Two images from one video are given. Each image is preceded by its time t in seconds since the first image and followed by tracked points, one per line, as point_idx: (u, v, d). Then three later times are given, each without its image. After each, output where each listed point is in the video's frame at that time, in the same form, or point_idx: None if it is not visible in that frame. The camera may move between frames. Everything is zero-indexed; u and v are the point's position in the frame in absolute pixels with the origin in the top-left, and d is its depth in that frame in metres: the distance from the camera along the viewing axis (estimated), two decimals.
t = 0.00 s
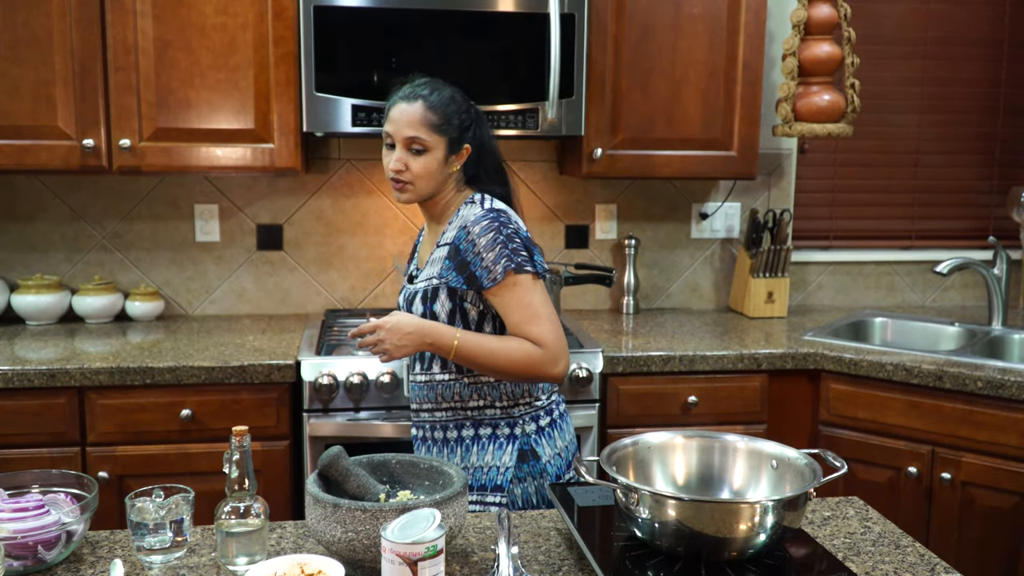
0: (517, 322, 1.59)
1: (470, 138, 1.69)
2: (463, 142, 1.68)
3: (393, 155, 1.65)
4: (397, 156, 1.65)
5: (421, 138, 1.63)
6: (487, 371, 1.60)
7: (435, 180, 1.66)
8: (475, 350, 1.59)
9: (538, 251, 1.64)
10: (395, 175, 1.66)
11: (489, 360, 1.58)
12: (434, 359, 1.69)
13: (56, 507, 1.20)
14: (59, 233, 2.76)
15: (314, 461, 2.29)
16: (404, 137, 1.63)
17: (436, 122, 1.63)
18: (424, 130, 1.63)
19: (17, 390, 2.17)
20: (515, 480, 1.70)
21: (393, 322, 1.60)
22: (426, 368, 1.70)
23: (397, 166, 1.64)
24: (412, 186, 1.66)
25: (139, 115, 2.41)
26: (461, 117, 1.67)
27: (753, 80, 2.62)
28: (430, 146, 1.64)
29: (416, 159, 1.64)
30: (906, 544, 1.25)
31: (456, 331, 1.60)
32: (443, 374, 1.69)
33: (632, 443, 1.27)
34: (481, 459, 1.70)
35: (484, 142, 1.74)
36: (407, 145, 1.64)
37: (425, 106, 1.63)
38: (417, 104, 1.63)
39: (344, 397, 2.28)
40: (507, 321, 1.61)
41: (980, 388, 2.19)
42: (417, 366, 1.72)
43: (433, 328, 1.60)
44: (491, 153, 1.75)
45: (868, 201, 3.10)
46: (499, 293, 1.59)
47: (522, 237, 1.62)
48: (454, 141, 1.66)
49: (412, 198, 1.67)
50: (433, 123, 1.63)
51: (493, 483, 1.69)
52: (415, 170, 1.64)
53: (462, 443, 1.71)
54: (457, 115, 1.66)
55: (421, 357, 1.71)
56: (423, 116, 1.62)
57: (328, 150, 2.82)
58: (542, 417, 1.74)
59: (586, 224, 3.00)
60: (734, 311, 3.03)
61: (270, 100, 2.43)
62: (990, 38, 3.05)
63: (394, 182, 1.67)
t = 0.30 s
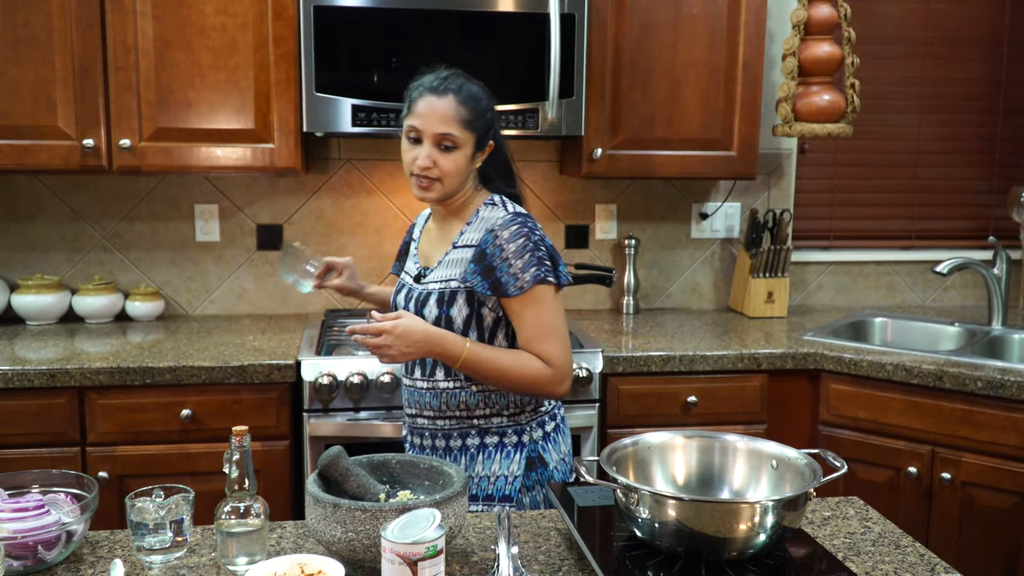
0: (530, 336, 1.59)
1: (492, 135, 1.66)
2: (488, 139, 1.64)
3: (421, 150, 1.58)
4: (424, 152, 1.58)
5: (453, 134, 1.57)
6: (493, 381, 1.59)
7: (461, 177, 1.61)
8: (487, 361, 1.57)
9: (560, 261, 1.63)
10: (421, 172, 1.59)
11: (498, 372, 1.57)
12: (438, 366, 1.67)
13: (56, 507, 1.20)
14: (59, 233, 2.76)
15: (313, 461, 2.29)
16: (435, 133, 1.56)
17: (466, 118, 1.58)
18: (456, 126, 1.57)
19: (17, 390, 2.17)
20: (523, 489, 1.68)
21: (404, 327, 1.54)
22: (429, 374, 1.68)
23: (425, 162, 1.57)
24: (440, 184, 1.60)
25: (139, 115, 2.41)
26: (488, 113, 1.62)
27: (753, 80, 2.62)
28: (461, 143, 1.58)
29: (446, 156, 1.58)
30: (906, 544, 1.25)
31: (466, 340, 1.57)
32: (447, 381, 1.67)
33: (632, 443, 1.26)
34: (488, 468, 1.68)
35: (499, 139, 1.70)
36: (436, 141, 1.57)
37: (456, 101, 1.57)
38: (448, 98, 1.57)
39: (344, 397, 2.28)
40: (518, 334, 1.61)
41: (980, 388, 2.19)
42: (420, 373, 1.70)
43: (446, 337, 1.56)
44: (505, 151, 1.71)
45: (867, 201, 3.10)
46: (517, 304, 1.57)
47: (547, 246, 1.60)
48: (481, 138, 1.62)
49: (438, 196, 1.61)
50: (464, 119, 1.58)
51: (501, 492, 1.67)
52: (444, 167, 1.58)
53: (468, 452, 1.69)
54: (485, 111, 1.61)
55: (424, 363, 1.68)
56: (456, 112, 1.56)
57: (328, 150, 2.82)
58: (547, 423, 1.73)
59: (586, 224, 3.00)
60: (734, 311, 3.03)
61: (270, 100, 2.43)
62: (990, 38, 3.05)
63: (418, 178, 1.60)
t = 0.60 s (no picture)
0: (569, 347, 1.48)
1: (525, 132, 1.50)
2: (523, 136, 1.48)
3: (461, 147, 1.39)
4: (464, 148, 1.39)
5: (499, 130, 1.40)
6: (528, 395, 1.45)
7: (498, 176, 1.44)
8: (531, 375, 1.43)
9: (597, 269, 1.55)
10: (458, 170, 1.40)
11: (536, 385, 1.44)
12: (452, 383, 1.51)
13: (56, 507, 1.20)
14: (59, 233, 2.76)
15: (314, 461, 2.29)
16: (480, 128, 1.39)
17: (512, 115, 1.41)
18: (502, 122, 1.40)
19: (17, 390, 2.17)
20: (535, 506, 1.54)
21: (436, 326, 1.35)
22: (442, 394, 1.52)
23: (467, 159, 1.39)
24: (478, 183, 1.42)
25: (139, 115, 2.41)
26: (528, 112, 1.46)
27: (753, 80, 2.62)
28: (504, 141, 1.41)
29: (488, 154, 1.41)
30: (906, 544, 1.25)
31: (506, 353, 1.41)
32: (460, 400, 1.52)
33: (632, 443, 1.27)
34: (498, 486, 1.53)
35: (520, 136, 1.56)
36: (479, 137, 1.39)
37: (502, 95, 1.40)
38: (494, 90, 1.40)
39: (344, 397, 2.28)
40: (556, 344, 1.49)
41: (980, 388, 2.19)
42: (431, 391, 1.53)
43: (487, 352, 1.39)
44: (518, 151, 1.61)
45: (867, 201, 3.10)
46: (564, 309, 1.47)
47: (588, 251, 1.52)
48: (519, 136, 1.46)
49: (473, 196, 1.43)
50: (511, 115, 1.41)
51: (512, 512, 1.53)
52: (485, 166, 1.41)
53: (478, 470, 1.53)
54: (526, 109, 1.45)
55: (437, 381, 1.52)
56: (504, 107, 1.40)
57: (328, 150, 2.82)
58: (558, 432, 1.58)
59: (586, 224, 3.00)
60: (734, 311, 3.03)
61: (270, 100, 2.43)
62: (990, 38, 3.05)
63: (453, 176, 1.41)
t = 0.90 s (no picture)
0: (604, 358, 1.53)
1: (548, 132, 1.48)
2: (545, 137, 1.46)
3: (482, 152, 1.37)
4: (485, 154, 1.37)
5: (521, 134, 1.37)
6: (570, 408, 1.47)
7: (520, 180, 1.42)
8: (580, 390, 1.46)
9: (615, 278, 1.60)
10: (480, 176, 1.38)
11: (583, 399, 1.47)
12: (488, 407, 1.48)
13: (56, 507, 1.20)
14: (59, 233, 2.76)
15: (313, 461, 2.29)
16: (501, 132, 1.36)
17: (533, 117, 1.39)
18: (524, 124, 1.38)
19: (16, 390, 2.17)
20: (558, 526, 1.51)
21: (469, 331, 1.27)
22: (469, 418, 1.49)
23: (488, 166, 1.37)
24: (501, 189, 1.40)
25: (140, 115, 2.41)
26: (552, 110, 1.44)
27: (753, 80, 2.62)
28: (527, 144, 1.39)
29: (511, 158, 1.38)
30: (906, 544, 1.25)
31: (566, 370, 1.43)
32: (496, 426, 1.49)
33: (632, 443, 1.27)
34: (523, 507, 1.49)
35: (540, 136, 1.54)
36: (500, 141, 1.37)
37: (523, 96, 1.38)
38: (515, 92, 1.37)
39: (344, 397, 2.28)
40: (591, 355, 1.54)
41: (980, 388, 2.19)
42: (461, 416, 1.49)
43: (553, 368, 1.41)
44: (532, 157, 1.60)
45: (867, 201, 3.10)
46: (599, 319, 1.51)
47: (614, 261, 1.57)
48: (540, 137, 1.44)
49: (495, 201, 1.41)
50: (532, 117, 1.39)
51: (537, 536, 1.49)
52: (507, 171, 1.39)
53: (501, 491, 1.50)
54: (548, 108, 1.43)
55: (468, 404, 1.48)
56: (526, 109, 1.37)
57: (328, 150, 2.82)
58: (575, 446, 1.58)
59: (586, 224, 3.00)
60: (734, 311, 3.04)
61: (270, 100, 2.43)
62: (990, 38, 3.05)
63: (475, 182, 1.39)
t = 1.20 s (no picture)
0: (599, 366, 1.60)
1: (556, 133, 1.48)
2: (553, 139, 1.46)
3: (489, 157, 1.36)
4: (492, 159, 1.36)
5: (529, 138, 1.37)
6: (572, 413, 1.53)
7: (526, 184, 1.42)
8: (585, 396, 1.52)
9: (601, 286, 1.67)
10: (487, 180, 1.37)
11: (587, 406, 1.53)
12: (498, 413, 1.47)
13: (56, 507, 1.20)
14: (59, 233, 2.76)
15: (313, 462, 2.30)
16: (509, 137, 1.36)
17: (541, 119, 1.38)
18: (532, 128, 1.37)
19: (16, 390, 2.17)
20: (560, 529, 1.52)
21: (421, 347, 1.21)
22: (479, 425, 1.47)
23: (495, 170, 1.36)
24: (507, 194, 1.40)
25: (140, 115, 2.40)
26: (560, 112, 1.43)
27: (753, 80, 2.62)
28: (534, 148, 1.39)
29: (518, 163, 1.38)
30: (907, 544, 1.25)
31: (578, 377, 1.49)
32: (506, 433, 1.48)
33: (632, 443, 1.26)
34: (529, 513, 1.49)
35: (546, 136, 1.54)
36: (508, 145, 1.36)
37: (531, 99, 1.37)
38: (524, 95, 1.36)
39: (344, 397, 2.28)
40: (588, 363, 1.59)
41: (980, 388, 2.19)
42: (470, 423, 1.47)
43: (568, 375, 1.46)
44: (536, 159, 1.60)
45: (867, 201, 3.10)
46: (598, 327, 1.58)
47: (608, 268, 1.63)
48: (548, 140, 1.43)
49: (501, 206, 1.41)
50: (540, 121, 1.38)
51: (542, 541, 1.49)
52: (513, 176, 1.38)
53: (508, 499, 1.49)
54: (557, 110, 1.42)
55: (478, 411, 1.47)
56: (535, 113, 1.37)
57: (327, 150, 2.82)
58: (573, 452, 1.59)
59: (586, 224, 3.00)
60: (734, 311, 3.03)
61: (270, 100, 2.43)
62: (990, 38, 3.05)
63: (480, 188, 1.39)
